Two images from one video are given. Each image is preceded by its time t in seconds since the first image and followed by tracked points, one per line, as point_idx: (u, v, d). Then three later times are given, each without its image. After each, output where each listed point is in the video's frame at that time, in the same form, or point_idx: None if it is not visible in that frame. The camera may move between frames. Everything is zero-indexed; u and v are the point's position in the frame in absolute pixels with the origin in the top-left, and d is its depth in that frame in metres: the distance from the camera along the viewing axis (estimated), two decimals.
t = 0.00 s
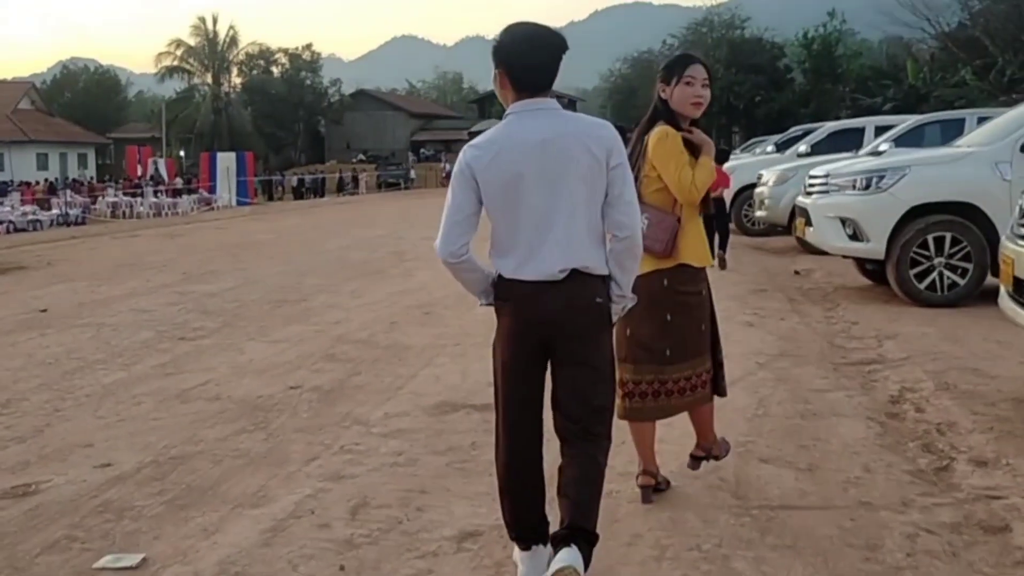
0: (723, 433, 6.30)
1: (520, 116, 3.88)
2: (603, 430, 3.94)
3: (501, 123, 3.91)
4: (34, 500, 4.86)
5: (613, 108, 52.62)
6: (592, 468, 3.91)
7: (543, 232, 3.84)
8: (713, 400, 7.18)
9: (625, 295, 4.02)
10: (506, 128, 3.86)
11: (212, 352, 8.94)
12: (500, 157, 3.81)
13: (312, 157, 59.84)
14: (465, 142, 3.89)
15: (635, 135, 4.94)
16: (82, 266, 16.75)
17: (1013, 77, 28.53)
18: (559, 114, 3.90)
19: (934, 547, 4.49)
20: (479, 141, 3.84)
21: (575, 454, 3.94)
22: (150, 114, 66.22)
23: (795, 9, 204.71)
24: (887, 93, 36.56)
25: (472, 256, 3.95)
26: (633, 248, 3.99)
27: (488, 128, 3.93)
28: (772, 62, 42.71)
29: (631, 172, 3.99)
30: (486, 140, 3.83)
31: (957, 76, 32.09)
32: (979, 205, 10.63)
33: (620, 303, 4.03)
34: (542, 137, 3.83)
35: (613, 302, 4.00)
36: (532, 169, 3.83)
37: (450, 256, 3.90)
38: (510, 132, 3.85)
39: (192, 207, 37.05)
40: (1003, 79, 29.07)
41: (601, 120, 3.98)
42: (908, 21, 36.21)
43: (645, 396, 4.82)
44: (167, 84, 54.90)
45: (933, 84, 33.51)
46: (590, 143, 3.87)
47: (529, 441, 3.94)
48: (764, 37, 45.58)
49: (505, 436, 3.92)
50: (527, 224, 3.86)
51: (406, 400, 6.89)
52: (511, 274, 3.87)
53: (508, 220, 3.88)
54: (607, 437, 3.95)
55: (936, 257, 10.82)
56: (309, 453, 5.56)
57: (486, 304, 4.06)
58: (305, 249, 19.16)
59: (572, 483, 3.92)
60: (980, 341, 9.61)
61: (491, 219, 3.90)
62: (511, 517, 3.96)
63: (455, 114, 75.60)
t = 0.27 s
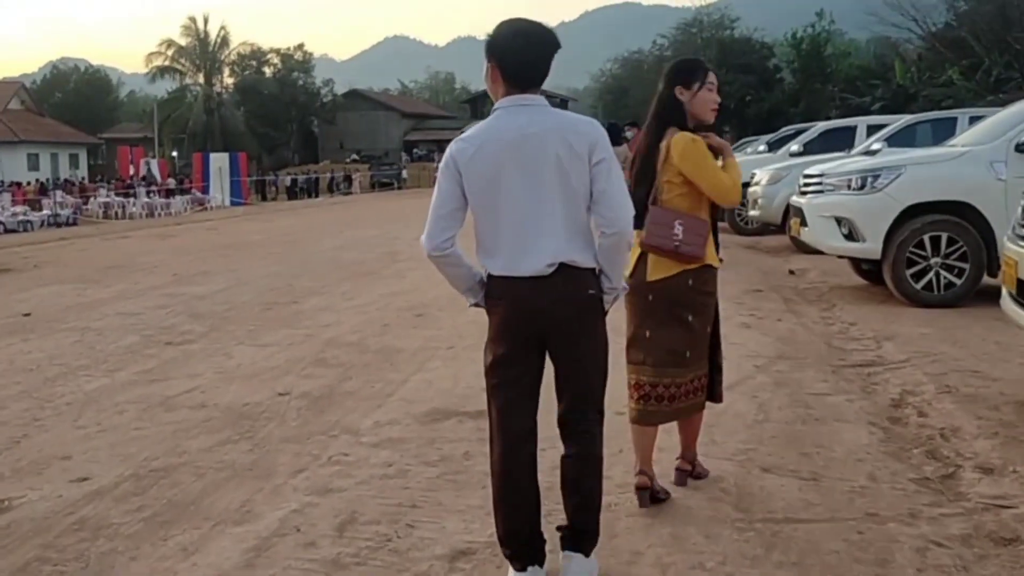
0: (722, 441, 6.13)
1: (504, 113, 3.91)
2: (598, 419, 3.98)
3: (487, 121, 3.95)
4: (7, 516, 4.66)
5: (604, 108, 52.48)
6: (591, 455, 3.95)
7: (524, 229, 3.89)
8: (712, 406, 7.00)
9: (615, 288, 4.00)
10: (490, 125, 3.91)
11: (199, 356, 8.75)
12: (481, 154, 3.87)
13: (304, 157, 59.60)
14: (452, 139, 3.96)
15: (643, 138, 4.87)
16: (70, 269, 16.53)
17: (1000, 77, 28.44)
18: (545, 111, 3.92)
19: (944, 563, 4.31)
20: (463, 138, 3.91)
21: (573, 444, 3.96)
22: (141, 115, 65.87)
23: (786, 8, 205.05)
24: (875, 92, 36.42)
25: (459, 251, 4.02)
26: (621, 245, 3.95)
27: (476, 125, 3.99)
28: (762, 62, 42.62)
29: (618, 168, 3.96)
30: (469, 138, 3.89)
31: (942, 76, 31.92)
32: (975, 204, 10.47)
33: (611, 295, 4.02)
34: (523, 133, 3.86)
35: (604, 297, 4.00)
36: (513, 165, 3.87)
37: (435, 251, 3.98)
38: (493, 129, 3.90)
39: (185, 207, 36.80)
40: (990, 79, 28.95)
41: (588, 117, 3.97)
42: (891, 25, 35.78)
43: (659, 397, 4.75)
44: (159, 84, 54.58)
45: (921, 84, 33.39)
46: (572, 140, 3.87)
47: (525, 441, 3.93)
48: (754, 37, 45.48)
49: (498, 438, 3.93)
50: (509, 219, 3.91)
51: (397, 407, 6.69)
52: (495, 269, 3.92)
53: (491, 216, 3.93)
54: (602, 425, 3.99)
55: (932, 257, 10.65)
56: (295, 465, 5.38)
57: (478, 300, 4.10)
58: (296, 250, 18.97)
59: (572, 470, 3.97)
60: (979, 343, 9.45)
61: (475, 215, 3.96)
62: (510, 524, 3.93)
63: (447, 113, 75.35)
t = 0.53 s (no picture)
0: (721, 449, 5.97)
1: (510, 124, 3.91)
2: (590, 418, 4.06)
3: (493, 130, 3.94)
4: None
5: (597, 107, 52.36)
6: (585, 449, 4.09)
7: (525, 237, 3.85)
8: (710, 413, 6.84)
9: (612, 299, 4.02)
10: (495, 135, 3.90)
11: (187, 362, 8.58)
12: (487, 162, 3.85)
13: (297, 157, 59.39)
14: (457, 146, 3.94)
15: (656, 132, 4.91)
16: (60, 270, 16.34)
17: (988, 76, 28.39)
18: (549, 124, 3.92)
19: None
20: (469, 145, 3.89)
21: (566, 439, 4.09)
22: (135, 115, 65.56)
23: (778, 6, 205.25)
24: (865, 92, 36.34)
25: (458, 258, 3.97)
26: (620, 260, 3.95)
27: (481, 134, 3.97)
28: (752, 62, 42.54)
29: (619, 184, 3.97)
30: (475, 145, 3.87)
31: (930, 76, 31.77)
32: (970, 204, 10.31)
33: (606, 305, 4.02)
34: (528, 143, 3.85)
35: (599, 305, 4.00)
36: (517, 173, 3.85)
37: (434, 256, 3.92)
38: (499, 138, 3.88)
39: (179, 207, 36.58)
40: (978, 77, 28.81)
41: (592, 133, 3.97)
42: (880, 24, 35.47)
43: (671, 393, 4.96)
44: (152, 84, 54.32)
45: (909, 83, 33.21)
46: (576, 153, 3.87)
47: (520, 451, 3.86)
48: (746, 37, 45.40)
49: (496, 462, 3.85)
50: (510, 228, 3.87)
51: (388, 415, 6.51)
52: (494, 276, 3.88)
53: (491, 224, 3.90)
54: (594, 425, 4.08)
55: (929, 257, 10.49)
56: (282, 478, 5.20)
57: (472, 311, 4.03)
58: (289, 251, 18.79)
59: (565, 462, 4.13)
60: (979, 344, 9.28)
61: (476, 222, 3.92)
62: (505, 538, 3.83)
63: (439, 113, 75.06)
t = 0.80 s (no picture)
0: (722, 459, 5.79)
1: (537, 123, 3.97)
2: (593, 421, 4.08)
3: (519, 128, 3.99)
4: None
5: (590, 107, 52.25)
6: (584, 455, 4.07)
7: (546, 235, 3.92)
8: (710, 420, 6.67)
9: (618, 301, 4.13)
10: (522, 132, 3.95)
11: (174, 367, 8.37)
12: (516, 157, 3.90)
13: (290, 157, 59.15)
14: (483, 139, 3.96)
15: (670, 141, 4.88)
16: (50, 272, 16.09)
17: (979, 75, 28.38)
18: (573, 126, 4.00)
19: None
20: (497, 140, 3.92)
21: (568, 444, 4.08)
22: (129, 115, 65.18)
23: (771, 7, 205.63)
24: (857, 92, 36.28)
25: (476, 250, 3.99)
26: (632, 264, 4.06)
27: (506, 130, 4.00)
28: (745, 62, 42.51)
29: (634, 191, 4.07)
30: (503, 140, 3.92)
31: (922, 76, 31.70)
32: (970, 204, 10.15)
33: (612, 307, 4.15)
34: (555, 144, 3.92)
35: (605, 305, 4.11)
36: (543, 172, 3.91)
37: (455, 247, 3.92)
38: (526, 135, 3.93)
39: (173, 206, 36.31)
40: (969, 77, 28.76)
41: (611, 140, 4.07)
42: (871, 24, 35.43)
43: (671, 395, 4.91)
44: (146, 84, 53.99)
45: (902, 82, 33.15)
46: (599, 158, 3.96)
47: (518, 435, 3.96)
48: (739, 37, 45.35)
49: (495, 441, 3.94)
50: (532, 225, 3.93)
51: (379, 424, 6.31)
52: (512, 271, 3.93)
53: (514, 220, 3.94)
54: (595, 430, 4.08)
55: (928, 258, 10.31)
56: (267, 492, 5.00)
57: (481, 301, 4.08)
58: (281, 252, 18.57)
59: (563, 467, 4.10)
60: (980, 347, 9.11)
61: (498, 217, 3.96)
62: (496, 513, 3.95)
63: (433, 113, 74.89)
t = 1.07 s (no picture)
0: (726, 469, 5.63)
1: (554, 125, 3.98)
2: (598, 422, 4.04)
3: (535, 129, 4.00)
4: None
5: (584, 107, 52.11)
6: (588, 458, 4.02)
7: (569, 235, 3.96)
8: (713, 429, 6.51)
9: (623, 298, 4.27)
10: (541, 134, 3.95)
11: (164, 372, 8.18)
12: (538, 160, 3.92)
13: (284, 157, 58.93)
14: (502, 141, 3.95)
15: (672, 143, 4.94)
16: (41, 274, 15.88)
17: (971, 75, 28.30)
18: (588, 129, 4.04)
19: None
20: (518, 142, 3.92)
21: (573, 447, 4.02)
22: (124, 116, 64.85)
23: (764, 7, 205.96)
24: (849, 92, 36.24)
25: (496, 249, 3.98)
26: (641, 263, 4.19)
27: (522, 131, 4.00)
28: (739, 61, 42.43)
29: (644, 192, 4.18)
30: (524, 143, 3.92)
31: (915, 75, 31.64)
32: (972, 205, 10.01)
33: (616, 305, 4.28)
34: (576, 146, 3.95)
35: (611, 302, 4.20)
36: (564, 174, 3.95)
37: (479, 248, 3.90)
38: (546, 138, 3.95)
39: (167, 207, 36.05)
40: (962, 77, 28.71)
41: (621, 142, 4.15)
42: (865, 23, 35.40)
43: (667, 387, 5.05)
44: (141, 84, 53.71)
45: (895, 82, 33.10)
46: (616, 160, 4.03)
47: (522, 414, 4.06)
48: (733, 37, 45.26)
49: (502, 426, 4.06)
50: (554, 226, 3.96)
51: (372, 432, 6.13)
52: (532, 271, 3.95)
53: (536, 222, 3.97)
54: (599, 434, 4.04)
55: (928, 259, 10.13)
56: (256, 505, 4.82)
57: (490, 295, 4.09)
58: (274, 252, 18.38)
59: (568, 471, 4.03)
60: (984, 350, 8.96)
61: (520, 218, 3.97)
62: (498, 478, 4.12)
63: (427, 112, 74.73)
